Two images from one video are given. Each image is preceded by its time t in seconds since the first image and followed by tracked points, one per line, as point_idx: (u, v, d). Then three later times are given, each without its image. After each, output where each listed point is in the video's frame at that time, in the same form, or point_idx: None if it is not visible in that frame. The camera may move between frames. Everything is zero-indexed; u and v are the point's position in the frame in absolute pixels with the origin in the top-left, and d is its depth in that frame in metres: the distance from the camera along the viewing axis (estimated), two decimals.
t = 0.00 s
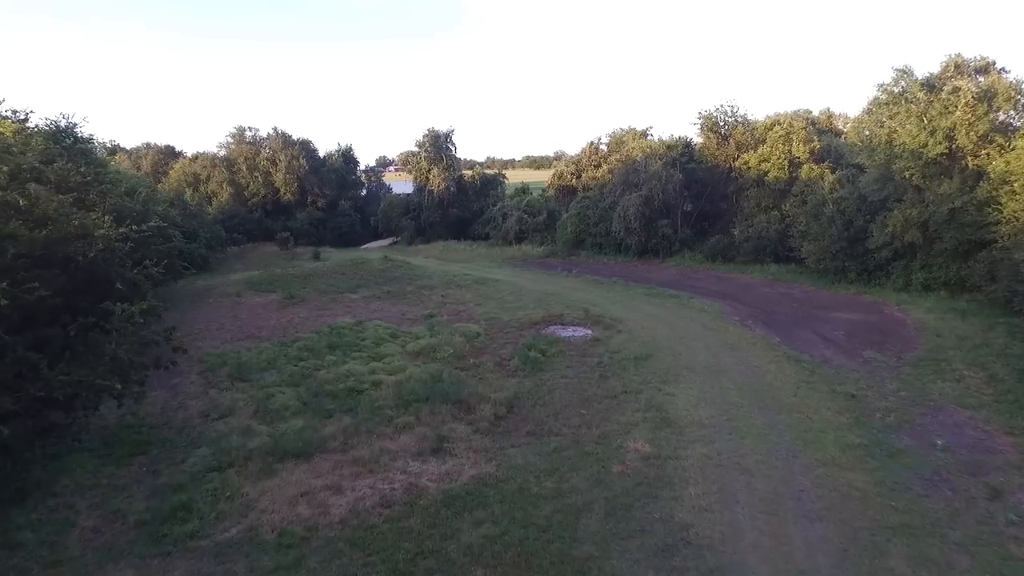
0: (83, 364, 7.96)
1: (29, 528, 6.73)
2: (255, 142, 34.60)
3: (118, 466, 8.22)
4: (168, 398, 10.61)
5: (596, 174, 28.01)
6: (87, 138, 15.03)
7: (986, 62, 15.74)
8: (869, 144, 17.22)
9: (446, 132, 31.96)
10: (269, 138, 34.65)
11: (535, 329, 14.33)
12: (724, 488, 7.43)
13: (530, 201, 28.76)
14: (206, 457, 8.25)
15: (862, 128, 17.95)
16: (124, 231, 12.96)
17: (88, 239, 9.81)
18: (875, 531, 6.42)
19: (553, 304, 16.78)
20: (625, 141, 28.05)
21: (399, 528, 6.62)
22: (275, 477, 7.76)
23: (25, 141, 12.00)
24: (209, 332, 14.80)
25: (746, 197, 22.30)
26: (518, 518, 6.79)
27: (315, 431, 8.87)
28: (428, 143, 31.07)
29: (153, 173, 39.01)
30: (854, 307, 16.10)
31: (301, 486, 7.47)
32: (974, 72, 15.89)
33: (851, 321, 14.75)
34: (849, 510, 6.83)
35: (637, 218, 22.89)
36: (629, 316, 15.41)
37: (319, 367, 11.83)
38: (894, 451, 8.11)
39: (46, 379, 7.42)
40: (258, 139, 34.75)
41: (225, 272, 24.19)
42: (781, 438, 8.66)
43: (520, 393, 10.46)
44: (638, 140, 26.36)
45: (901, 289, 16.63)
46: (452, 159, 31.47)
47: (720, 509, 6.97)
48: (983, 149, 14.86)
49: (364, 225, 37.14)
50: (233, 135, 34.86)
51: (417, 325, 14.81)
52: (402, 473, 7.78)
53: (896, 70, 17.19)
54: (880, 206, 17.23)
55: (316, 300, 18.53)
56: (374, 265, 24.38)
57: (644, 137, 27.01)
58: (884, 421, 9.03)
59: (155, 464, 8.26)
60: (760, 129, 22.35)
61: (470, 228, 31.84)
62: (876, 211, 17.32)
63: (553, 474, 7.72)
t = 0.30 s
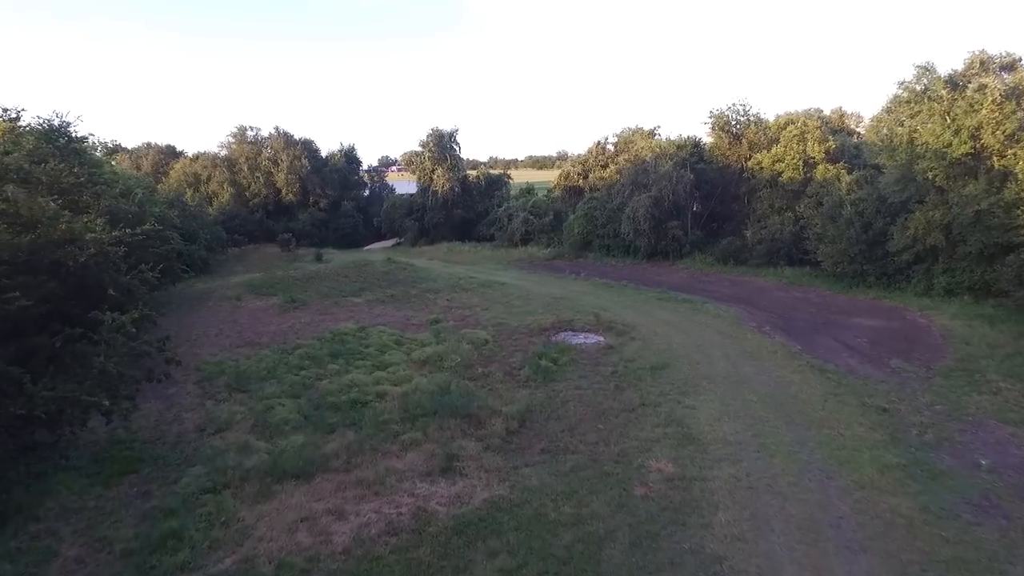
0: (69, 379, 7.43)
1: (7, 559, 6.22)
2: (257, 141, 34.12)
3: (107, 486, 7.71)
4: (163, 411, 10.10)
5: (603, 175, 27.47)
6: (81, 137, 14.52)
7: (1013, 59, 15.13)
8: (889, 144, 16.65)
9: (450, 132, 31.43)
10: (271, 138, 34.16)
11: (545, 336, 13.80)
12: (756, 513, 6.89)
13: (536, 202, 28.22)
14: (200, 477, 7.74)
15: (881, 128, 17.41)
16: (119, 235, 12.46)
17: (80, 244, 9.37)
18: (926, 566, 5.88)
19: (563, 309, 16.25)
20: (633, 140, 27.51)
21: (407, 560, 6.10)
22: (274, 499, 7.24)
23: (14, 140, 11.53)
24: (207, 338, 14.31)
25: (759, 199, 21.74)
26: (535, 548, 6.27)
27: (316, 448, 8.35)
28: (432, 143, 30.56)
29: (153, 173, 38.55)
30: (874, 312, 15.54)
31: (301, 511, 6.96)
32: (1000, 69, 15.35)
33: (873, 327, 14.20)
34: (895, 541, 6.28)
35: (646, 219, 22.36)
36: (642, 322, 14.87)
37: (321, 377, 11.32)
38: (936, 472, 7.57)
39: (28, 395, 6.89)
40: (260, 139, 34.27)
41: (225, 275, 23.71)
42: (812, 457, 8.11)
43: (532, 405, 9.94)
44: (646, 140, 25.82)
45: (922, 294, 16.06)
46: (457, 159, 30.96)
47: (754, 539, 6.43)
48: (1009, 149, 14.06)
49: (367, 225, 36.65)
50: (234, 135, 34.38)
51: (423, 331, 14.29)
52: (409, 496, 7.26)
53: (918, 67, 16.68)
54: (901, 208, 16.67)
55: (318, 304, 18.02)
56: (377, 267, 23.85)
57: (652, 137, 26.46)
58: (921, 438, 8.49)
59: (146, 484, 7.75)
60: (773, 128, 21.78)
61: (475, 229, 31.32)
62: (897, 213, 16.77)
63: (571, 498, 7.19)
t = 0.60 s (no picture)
0: (54, 396, 6.90)
1: None
2: (259, 141, 33.62)
3: (94, 510, 7.17)
4: (158, 425, 9.58)
5: (612, 175, 26.91)
6: (76, 136, 14.02)
7: None
8: (913, 143, 16.04)
9: (455, 132, 30.88)
10: (273, 137, 33.67)
11: (557, 344, 13.26)
12: (798, 546, 6.31)
13: (543, 203, 27.65)
14: (194, 501, 7.19)
15: (904, 127, 16.81)
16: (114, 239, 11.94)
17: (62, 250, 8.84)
18: None
19: (574, 315, 15.68)
20: (643, 140, 26.93)
21: None
22: (273, 527, 6.70)
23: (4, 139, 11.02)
24: (205, 345, 13.77)
25: (774, 200, 21.15)
26: None
27: (319, 468, 7.81)
28: (437, 142, 30.02)
29: (154, 173, 38.11)
30: (898, 319, 14.95)
31: (302, 541, 6.40)
32: None
33: (899, 335, 13.60)
34: None
35: (657, 220, 21.78)
36: (657, 329, 14.30)
37: (324, 388, 10.77)
38: (990, 499, 6.99)
39: (9, 414, 6.36)
40: (262, 138, 33.76)
41: (227, 277, 23.18)
42: (852, 481, 7.54)
43: (547, 420, 9.38)
44: (657, 139, 25.23)
45: (948, 299, 15.44)
46: (462, 159, 30.41)
47: None
48: None
49: (371, 226, 36.13)
50: (236, 134, 33.89)
51: (429, 338, 13.75)
52: (419, 524, 6.70)
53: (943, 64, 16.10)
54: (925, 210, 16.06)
55: (321, 308, 17.50)
56: (382, 269, 23.32)
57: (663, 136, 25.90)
58: (967, 459, 7.90)
59: (136, 509, 7.20)
60: (789, 127, 21.17)
61: (480, 230, 30.77)
62: (921, 215, 16.09)
63: (595, 528, 6.62)
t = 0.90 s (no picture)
0: (34, 417, 6.33)
1: None
2: (261, 140, 33.10)
3: (79, 540, 6.61)
4: (152, 441, 9.02)
5: (622, 175, 26.35)
6: (70, 136, 13.48)
7: None
8: (940, 142, 15.44)
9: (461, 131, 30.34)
10: (276, 137, 33.15)
11: (571, 353, 12.68)
12: None
13: (551, 204, 27.07)
14: (188, 530, 6.62)
15: (929, 125, 16.23)
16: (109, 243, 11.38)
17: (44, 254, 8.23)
18: None
19: (587, 321, 15.11)
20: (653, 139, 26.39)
21: None
22: (272, 561, 6.11)
23: None
24: (204, 352, 13.23)
25: (790, 201, 20.53)
26: None
27: (322, 493, 7.23)
28: (443, 142, 29.51)
29: (155, 174, 37.62)
30: (925, 325, 14.34)
31: None
32: None
33: (928, 343, 12.99)
34: None
35: (670, 222, 21.19)
36: (675, 336, 13.71)
37: (328, 401, 10.21)
38: None
39: None
40: (264, 138, 33.25)
41: (228, 280, 22.65)
42: (901, 508, 6.92)
43: (565, 437, 8.79)
44: (668, 139, 24.64)
45: (976, 305, 14.81)
46: (468, 159, 29.86)
47: None
48: None
49: (375, 227, 35.59)
50: (238, 134, 33.38)
51: (437, 346, 13.19)
52: (432, 557, 6.11)
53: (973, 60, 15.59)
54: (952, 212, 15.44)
55: (324, 313, 16.95)
56: (387, 272, 22.76)
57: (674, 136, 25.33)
58: None
59: (125, 538, 6.63)
60: (806, 126, 20.57)
61: (487, 232, 30.19)
62: (947, 217, 15.45)
63: (625, 563, 6.03)
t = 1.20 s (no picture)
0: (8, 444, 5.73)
1: None
2: (263, 140, 32.55)
3: None
4: (143, 461, 8.43)
5: (632, 175, 25.78)
6: (63, 134, 12.91)
7: None
8: (971, 142, 14.68)
9: (467, 130, 29.75)
10: (278, 136, 32.60)
11: (586, 363, 12.07)
12: None
13: (560, 205, 26.45)
14: (177, 566, 6.03)
15: (958, 124, 15.53)
16: (100, 247, 10.81)
17: (23, 260, 7.67)
18: None
19: (601, 328, 14.49)
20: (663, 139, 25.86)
21: None
22: None
23: None
24: (202, 361, 12.65)
25: (807, 202, 19.89)
26: None
27: (325, 523, 6.63)
28: (448, 141, 28.96)
29: (156, 174, 37.10)
30: (956, 333, 13.68)
31: None
32: None
33: (962, 352, 12.34)
34: None
35: (683, 224, 20.57)
36: (694, 344, 13.10)
37: (331, 416, 9.62)
38: None
39: None
40: (267, 137, 32.70)
41: (229, 283, 22.09)
42: (962, 543, 6.28)
43: (587, 458, 8.18)
44: (680, 138, 24.02)
45: (1009, 311, 14.12)
46: (474, 159, 29.29)
47: None
48: None
49: (379, 229, 35.00)
50: (240, 133, 32.83)
51: (446, 355, 12.59)
52: None
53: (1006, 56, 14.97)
54: (982, 213, 14.77)
55: (328, 318, 16.36)
56: (392, 275, 22.19)
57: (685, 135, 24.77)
58: None
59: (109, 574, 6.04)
60: (825, 124, 19.93)
61: (493, 233, 29.55)
62: (977, 219, 14.80)
63: None
